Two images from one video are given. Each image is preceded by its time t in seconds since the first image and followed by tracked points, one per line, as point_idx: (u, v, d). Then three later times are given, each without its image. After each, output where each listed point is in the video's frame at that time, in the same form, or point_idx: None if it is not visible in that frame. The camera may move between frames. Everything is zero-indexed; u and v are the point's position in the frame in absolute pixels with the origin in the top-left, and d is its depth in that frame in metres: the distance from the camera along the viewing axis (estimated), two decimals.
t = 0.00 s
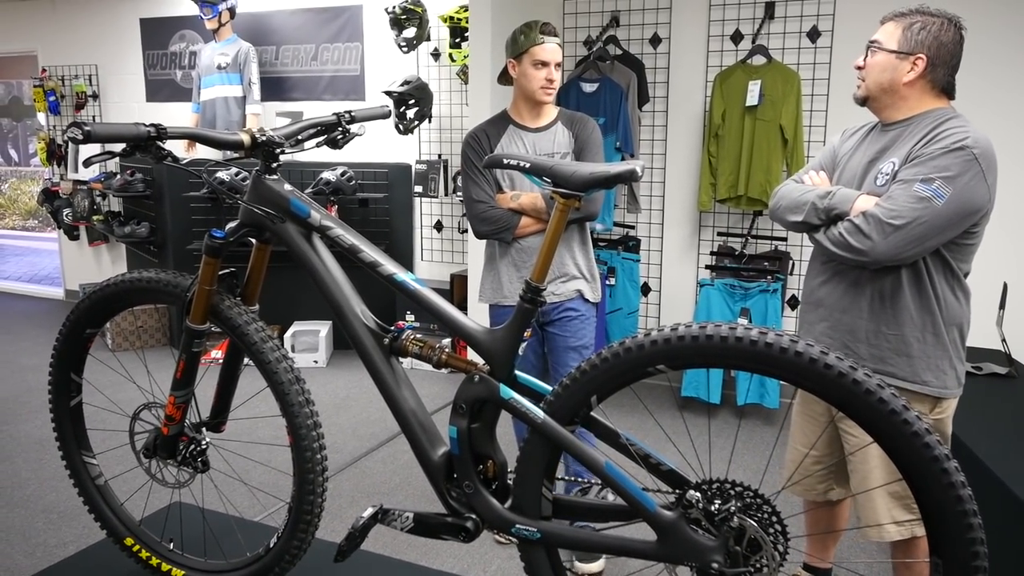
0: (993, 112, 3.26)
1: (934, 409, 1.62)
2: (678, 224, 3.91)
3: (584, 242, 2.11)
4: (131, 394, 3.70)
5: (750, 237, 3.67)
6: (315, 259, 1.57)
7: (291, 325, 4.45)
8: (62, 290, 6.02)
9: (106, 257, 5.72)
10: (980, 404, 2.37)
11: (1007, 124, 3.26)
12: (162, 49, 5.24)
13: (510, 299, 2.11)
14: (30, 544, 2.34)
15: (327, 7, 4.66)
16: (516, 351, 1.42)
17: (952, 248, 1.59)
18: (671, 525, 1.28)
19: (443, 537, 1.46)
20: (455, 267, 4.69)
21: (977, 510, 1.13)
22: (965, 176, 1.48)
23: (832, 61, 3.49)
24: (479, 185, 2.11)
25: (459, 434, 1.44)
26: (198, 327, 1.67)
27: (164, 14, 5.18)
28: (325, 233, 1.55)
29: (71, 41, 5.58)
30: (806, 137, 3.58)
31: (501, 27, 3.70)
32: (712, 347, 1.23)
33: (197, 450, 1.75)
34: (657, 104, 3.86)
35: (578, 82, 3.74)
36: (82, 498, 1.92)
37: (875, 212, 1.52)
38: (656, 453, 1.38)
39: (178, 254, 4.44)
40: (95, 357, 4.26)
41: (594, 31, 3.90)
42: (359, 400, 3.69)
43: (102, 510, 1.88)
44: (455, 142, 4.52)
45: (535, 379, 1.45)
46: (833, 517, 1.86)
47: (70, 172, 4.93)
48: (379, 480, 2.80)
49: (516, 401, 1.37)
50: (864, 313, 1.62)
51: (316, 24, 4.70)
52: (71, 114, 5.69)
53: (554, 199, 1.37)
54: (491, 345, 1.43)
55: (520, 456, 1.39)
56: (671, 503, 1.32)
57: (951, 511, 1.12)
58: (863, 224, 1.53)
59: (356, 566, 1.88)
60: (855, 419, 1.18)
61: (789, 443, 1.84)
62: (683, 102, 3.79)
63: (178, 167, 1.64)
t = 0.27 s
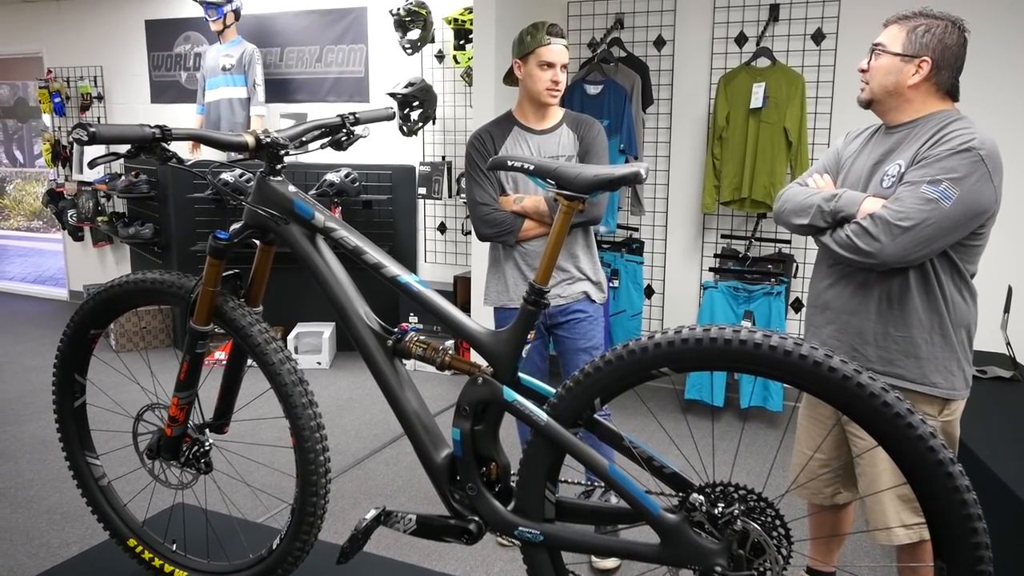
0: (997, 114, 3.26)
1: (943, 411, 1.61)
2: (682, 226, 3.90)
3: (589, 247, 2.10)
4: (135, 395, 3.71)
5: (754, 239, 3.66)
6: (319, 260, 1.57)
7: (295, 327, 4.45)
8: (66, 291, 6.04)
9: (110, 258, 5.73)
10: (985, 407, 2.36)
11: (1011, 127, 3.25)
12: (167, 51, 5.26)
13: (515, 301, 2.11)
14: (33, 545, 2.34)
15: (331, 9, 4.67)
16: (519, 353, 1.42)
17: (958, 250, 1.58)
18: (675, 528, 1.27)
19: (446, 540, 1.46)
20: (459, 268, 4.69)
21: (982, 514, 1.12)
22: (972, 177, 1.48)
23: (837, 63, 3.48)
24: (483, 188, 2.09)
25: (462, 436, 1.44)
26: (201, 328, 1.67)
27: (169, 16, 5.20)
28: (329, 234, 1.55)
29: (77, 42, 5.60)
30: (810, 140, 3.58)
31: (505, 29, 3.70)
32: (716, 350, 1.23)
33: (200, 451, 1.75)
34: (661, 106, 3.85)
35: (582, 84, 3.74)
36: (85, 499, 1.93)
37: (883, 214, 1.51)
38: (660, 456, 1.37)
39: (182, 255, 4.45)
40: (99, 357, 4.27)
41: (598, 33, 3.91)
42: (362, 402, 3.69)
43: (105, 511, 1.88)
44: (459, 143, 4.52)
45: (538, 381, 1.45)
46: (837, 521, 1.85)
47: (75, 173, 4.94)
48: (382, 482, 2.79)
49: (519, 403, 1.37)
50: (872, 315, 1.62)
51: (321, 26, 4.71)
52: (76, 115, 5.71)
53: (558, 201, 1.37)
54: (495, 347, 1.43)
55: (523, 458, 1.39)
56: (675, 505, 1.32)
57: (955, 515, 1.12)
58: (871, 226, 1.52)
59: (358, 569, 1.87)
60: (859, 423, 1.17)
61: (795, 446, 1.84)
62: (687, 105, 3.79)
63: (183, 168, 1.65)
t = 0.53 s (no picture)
0: (995, 118, 3.26)
1: (944, 413, 1.62)
2: (681, 229, 3.91)
3: (594, 251, 2.10)
4: (134, 398, 3.71)
5: (753, 242, 3.67)
6: (318, 263, 1.57)
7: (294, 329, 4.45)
8: (65, 293, 6.04)
9: (109, 260, 5.73)
10: (984, 410, 2.36)
11: (1009, 130, 3.26)
12: (166, 53, 5.26)
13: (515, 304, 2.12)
14: (31, 547, 2.34)
15: (331, 12, 4.68)
16: (518, 355, 1.42)
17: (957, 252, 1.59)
18: (673, 531, 1.27)
19: (445, 542, 1.46)
20: (458, 271, 4.69)
21: (980, 517, 1.12)
22: (972, 180, 1.48)
23: (836, 67, 3.49)
24: (486, 194, 2.11)
25: (461, 438, 1.44)
26: (200, 331, 1.67)
27: (169, 18, 5.21)
28: (328, 237, 1.55)
29: (77, 45, 5.61)
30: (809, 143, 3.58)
31: (504, 32, 3.71)
32: (715, 353, 1.23)
33: (199, 453, 1.75)
34: (661, 109, 3.86)
35: (581, 87, 3.74)
36: (84, 502, 1.93)
37: (884, 217, 1.52)
38: (658, 458, 1.37)
39: (181, 258, 4.45)
40: (98, 360, 4.27)
41: (597, 36, 3.92)
42: (361, 404, 3.69)
43: (104, 513, 1.88)
44: (458, 146, 4.53)
45: (537, 383, 1.45)
46: (835, 524, 1.84)
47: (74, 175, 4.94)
48: (381, 485, 2.79)
49: (518, 406, 1.37)
50: (873, 318, 1.62)
51: (320, 28, 4.71)
52: (75, 118, 5.71)
53: (557, 204, 1.37)
54: (494, 351, 1.43)
55: (522, 461, 1.39)
56: (674, 508, 1.32)
57: (954, 518, 1.12)
58: (873, 229, 1.52)
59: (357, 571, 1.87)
60: (857, 426, 1.17)
61: (794, 448, 1.84)
62: (686, 108, 3.80)
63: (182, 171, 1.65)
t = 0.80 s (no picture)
0: (992, 120, 3.27)
1: (938, 412, 1.62)
2: (680, 231, 3.91)
3: (601, 255, 2.10)
4: (132, 400, 3.70)
5: (752, 245, 3.67)
6: (317, 265, 1.57)
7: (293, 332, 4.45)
8: (64, 295, 6.03)
9: (108, 263, 5.73)
10: (982, 412, 2.36)
11: (1006, 133, 3.27)
12: (166, 55, 5.27)
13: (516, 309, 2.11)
14: (30, 550, 2.34)
15: (330, 14, 4.68)
16: (517, 358, 1.42)
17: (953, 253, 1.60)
18: (672, 533, 1.28)
19: (444, 545, 1.46)
20: (457, 273, 4.69)
21: (978, 519, 1.12)
22: (968, 182, 1.50)
23: (834, 69, 3.50)
24: (493, 196, 2.11)
25: (460, 441, 1.44)
26: (200, 334, 1.67)
27: (168, 21, 5.21)
28: (328, 239, 1.55)
29: (76, 47, 5.61)
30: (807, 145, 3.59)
31: (503, 35, 3.71)
32: (714, 355, 1.23)
33: (198, 456, 1.75)
34: (660, 111, 3.87)
35: (580, 89, 3.74)
36: (83, 505, 1.92)
37: (884, 219, 1.52)
38: (657, 461, 1.37)
39: (180, 260, 4.45)
40: (97, 362, 4.27)
41: (596, 39, 3.93)
42: (360, 407, 3.69)
43: (102, 516, 1.88)
44: (457, 149, 4.53)
45: (536, 386, 1.45)
46: (829, 526, 1.85)
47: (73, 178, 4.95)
48: (380, 487, 2.79)
49: (517, 409, 1.37)
50: (870, 319, 1.62)
51: (319, 31, 4.72)
52: (75, 121, 5.71)
53: (556, 207, 1.38)
54: (493, 353, 1.43)
55: (521, 464, 1.39)
56: (672, 511, 1.32)
57: (952, 521, 1.12)
58: (872, 231, 1.53)
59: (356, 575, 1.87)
60: (856, 428, 1.18)
61: (787, 450, 1.83)
62: (685, 110, 3.80)
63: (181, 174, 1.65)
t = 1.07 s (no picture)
0: (989, 121, 3.28)
1: (927, 407, 1.63)
2: (679, 231, 3.92)
3: (609, 255, 2.10)
4: (130, 400, 3.70)
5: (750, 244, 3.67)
6: (315, 265, 1.57)
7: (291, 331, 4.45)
8: (63, 294, 6.03)
9: (106, 262, 5.72)
10: (979, 412, 2.36)
11: (1003, 133, 3.28)
12: (164, 54, 5.26)
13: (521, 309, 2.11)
14: (28, 550, 2.33)
15: (328, 14, 4.68)
16: (515, 357, 1.42)
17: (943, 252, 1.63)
18: (669, 531, 1.28)
19: (442, 544, 1.47)
20: (456, 273, 4.69)
21: (975, 518, 1.13)
22: (957, 182, 1.52)
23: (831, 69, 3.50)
24: (501, 189, 2.12)
25: (457, 440, 1.44)
26: (198, 333, 1.67)
27: (166, 20, 5.21)
28: (326, 239, 1.55)
29: (74, 46, 5.61)
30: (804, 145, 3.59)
31: (501, 35, 3.72)
32: (712, 355, 1.23)
33: (196, 455, 1.75)
34: (658, 111, 3.87)
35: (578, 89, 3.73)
36: (81, 504, 1.92)
37: (881, 220, 1.53)
38: (655, 460, 1.39)
39: (179, 260, 4.45)
40: (94, 362, 4.26)
41: (595, 39, 3.93)
42: (358, 406, 3.69)
43: (100, 516, 1.88)
44: (456, 149, 4.53)
45: (534, 386, 1.45)
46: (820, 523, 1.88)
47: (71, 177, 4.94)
48: (378, 486, 2.79)
49: (515, 408, 1.37)
50: (865, 317, 1.62)
51: (318, 30, 4.72)
52: (73, 120, 5.70)
53: (553, 206, 1.38)
54: (491, 353, 1.43)
55: (518, 462, 1.40)
56: (670, 509, 1.32)
57: (949, 519, 1.12)
58: (870, 232, 1.53)
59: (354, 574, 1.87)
60: (853, 427, 1.18)
61: (778, 449, 1.84)
62: (683, 110, 3.81)
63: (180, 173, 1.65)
